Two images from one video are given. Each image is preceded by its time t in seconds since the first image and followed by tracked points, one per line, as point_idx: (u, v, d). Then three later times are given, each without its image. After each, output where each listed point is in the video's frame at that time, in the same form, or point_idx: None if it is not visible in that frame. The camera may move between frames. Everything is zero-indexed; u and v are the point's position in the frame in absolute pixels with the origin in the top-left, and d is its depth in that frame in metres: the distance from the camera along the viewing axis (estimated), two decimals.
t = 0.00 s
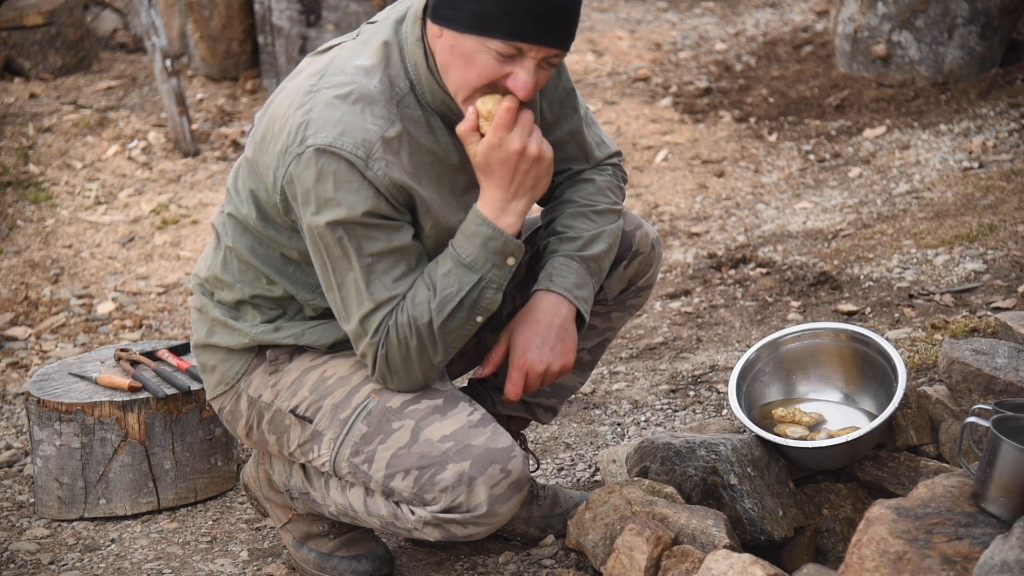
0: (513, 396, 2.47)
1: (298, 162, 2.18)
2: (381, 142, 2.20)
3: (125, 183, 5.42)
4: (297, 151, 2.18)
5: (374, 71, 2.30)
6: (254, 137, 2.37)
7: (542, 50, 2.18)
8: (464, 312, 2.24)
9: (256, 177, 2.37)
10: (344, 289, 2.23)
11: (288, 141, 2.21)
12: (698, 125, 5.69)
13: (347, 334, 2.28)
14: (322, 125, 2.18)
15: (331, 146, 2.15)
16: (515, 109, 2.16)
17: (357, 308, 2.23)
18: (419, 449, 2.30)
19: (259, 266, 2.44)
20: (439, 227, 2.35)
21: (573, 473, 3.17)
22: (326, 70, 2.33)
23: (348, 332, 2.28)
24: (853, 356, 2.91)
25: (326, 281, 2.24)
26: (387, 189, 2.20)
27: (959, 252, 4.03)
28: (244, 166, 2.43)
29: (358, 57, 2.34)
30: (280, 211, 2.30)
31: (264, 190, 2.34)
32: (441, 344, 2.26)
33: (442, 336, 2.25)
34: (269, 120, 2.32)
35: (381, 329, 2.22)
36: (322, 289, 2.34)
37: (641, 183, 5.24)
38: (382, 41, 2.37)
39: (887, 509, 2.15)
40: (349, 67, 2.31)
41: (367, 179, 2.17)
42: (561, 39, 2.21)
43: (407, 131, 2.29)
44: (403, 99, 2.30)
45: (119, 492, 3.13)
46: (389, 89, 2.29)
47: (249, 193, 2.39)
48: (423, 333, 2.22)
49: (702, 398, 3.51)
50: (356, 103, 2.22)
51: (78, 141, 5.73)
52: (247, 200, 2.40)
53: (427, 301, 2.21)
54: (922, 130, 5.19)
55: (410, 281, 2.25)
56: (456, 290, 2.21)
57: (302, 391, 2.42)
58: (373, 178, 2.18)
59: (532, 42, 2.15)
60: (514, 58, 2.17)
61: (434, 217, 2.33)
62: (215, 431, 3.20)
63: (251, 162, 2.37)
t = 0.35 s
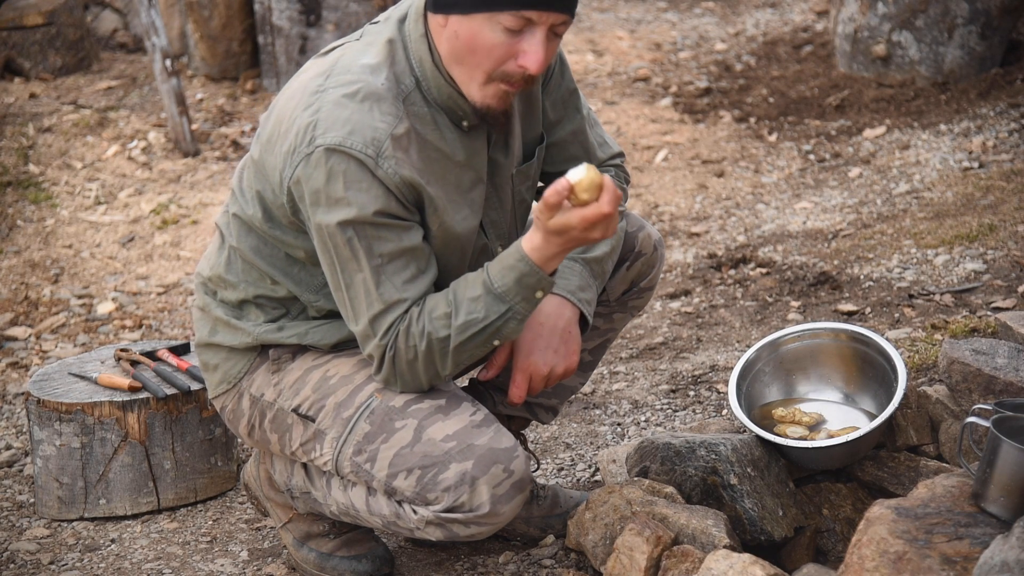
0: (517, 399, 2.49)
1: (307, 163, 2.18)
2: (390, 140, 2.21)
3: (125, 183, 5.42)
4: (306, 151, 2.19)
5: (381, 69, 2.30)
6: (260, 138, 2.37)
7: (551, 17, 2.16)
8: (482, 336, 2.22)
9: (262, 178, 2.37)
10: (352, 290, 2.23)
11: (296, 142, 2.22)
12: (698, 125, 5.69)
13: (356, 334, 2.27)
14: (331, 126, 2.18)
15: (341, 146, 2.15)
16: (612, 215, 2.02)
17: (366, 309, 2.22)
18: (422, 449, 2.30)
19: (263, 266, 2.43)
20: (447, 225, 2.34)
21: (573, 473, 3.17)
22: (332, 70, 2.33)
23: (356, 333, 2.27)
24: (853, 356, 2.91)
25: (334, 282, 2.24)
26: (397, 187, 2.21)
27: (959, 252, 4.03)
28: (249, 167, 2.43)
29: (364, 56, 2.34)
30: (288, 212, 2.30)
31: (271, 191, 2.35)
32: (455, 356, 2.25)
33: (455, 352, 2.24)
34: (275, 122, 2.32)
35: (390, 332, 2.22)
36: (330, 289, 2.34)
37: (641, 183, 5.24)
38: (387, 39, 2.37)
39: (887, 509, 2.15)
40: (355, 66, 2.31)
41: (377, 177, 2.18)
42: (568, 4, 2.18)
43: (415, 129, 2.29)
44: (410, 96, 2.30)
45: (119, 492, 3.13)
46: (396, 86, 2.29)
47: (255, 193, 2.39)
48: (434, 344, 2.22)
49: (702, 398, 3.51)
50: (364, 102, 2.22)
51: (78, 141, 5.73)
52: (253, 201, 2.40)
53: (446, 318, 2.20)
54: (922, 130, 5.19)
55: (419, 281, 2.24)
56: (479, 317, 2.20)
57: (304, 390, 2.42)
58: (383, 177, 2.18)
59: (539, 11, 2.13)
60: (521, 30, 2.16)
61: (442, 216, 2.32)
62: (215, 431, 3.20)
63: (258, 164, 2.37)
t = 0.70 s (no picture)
0: (522, 400, 2.50)
1: (316, 162, 2.18)
2: (401, 138, 2.21)
3: (125, 183, 5.42)
4: (316, 150, 2.18)
5: (389, 66, 2.30)
6: (267, 138, 2.37)
7: None
8: (489, 343, 2.23)
9: (268, 178, 2.37)
10: (358, 292, 2.22)
11: (305, 141, 2.21)
12: (698, 125, 5.69)
13: (361, 335, 2.27)
14: (341, 125, 2.18)
15: (352, 145, 2.15)
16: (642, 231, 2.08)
17: (372, 311, 2.22)
18: (425, 451, 2.30)
19: (267, 267, 2.44)
20: (455, 224, 2.34)
21: (573, 473, 3.17)
22: (339, 68, 2.32)
23: (362, 334, 2.27)
24: (853, 356, 2.91)
25: (341, 282, 2.24)
26: (407, 185, 2.20)
27: (959, 252, 4.03)
28: (255, 166, 2.43)
29: (371, 54, 2.34)
30: (296, 212, 2.30)
31: (278, 191, 2.34)
32: (461, 361, 2.25)
33: (461, 357, 2.25)
34: (283, 121, 2.32)
35: (397, 334, 2.22)
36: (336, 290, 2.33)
37: (641, 183, 5.24)
38: (394, 37, 2.37)
39: (887, 509, 2.15)
40: (363, 64, 2.30)
41: (387, 176, 2.18)
42: None
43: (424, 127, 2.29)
44: (418, 92, 2.31)
45: (119, 492, 3.13)
46: (405, 84, 2.29)
47: (261, 193, 2.38)
48: (440, 348, 2.22)
49: (702, 398, 3.51)
50: (373, 100, 2.22)
51: (78, 141, 5.73)
52: (258, 201, 2.40)
53: (455, 324, 2.21)
54: (922, 130, 5.19)
55: (427, 281, 2.24)
56: (489, 324, 2.20)
57: (307, 391, 2.42)
58: (394, 176, 2.18)
59: None
60: (533, 15, 2.17)
61: (450, 215, 2.32)
62: (214, 431, 3.20)
63: (264, 163, 2.37)
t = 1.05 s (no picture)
0: (520, 400, 2.51)
1: (319, 162, 2.18)
2: (404, 137, 2.20)
3: (125, 183, 5.42)
4: (318, 151, 2.18)
5: (390, 65, 2.30)
6: (269, 139, 2.37)
7: None
8: (488, 345, 2.23)
9: (270, 179, 2.37)
10: (359, 293, 2.22)
11: (307, 142, 2.21)
12: (698, 125, 5.69)
13: (361, 337, 2.28)
14: (343, 125, 2.18)
15: (355, 145, 2.15)
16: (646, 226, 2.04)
17: (373, 312, 2.22)
18: (424, 451, 2.30)
19: (268, 268, 2.44)
20: (456, 225, 2.33)
21: (573, 473, 3.17)
22: (341, 68, 2.32)
23: (362, 335, 2.27)
24: (853, 356, 2.91)
25: (342, 283, 2.24)
26: (410, 186, 2.20)
27: (959, 252, 4.03)
28: (257, 167, 2.43)
29: (373, 53, 2.34)
30: (298, 212, 2.30)
31: (279, 192, 2.34)
32: (460, 362, 2.25)
33: (461, 358, 2.25)
34: (285, 122, 2.32)
35: (397, 336, 2.22)
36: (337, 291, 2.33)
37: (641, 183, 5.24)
38: (394, 36, 2.37)
39: (887, 509, 2.15)
40: (365, 64, 2.30)
41: (390, 176, 2.17)
42: None
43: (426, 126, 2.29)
44: (419, 92, 2.32)
45: (119, 492, 3.13)
46: (406, 83, 2.30)
47: (263, 194, 2.39)
48: (440, 350, 2.22)
49: (702, 398, 3.51)
50: (375, 100, 2.22)
51: (78, 141, 5.73)
52: (260, 202, 2.40)
53: (454, 324, 2.21)
54: (922, 130, 5.19)
55: (428, 283, 2.24)
56: (488, 325, 2.20)
57: (307, 391, 2.42)
58: (397, 175, 2.18)
59: None
60: (530, 12, 2.17)
61: (451, 215, 2.32)
62: (215, 431, 3.20)
63: (266, 165, 2.37)
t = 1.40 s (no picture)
0: (518, 400, 2.49)
1: (314, 159, 2.18)
2: (398, 132, 2.20)
3: (125, 183, 5.42)
4: (313, 147, 2.18)
5: (383, 60, 2.30)
6: (265, 139, 2.37)
7: None
8: (487, 340, 2.24)
9: (266, 179, 2.36)
10: (355, 291, 2.22)
11: (302, 139, 2.21)
12: (698, 125, 5.69)
13: (359, 335, 2.27)
14: (338, 121, 2.18)
15: (350, 141, 2.15)
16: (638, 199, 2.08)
17: (369, 310, 2.22)
18: (421, 449, 2.30)
19: (264, 268, 2.44)
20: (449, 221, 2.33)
21: (573, 473, 3.17)
22: (335, 66, 2.32)
23: (359, 334, 2.27)
24: (853, 356, 2.91)
25: (337, 282, 2.23)
26: (405, 181, 2.20)
27: (959, 252, 4.03)
28: (253, 167, 2.43)
29: (366, 49, 2.34)
30: (294, 211, 2.30)
31: (275, 191, 2.34)
32: (458, 358, 2.26)
33: (460, 354, 2.25)
34: (280, 120, 2.32)
35: (394, 334, 2.22)
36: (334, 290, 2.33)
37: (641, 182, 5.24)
38: (386, 32, 2.38)
39: (887, 509, 2.15)
40: (358, 60, 2.31)
41: (385, 171, 2.17)
42: None
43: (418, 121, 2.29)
44: (409, 85, 2.32)
45: (119, 492, 3.13)
46: (398, 78, 2.30)
47: (258, 194, 2.38)
48: (438, 346, 2.22)
49: (702, 398, 3.51)
50: (369, 94, 2.22)
51: (78, 141, 5.73)
52: (256, 202, 2.40)
53: (452, 319, 2.21)
54: (922, 130, 5.19)
55: (423, 279, 2.24)
56: (487, 319, 2.21)
57: (304, 391, 2.42)
58: (392, 171, 2.17)
59: None
60: None
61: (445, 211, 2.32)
62: (215, 431, 3.20)
63: (262, 164, 2.36)
